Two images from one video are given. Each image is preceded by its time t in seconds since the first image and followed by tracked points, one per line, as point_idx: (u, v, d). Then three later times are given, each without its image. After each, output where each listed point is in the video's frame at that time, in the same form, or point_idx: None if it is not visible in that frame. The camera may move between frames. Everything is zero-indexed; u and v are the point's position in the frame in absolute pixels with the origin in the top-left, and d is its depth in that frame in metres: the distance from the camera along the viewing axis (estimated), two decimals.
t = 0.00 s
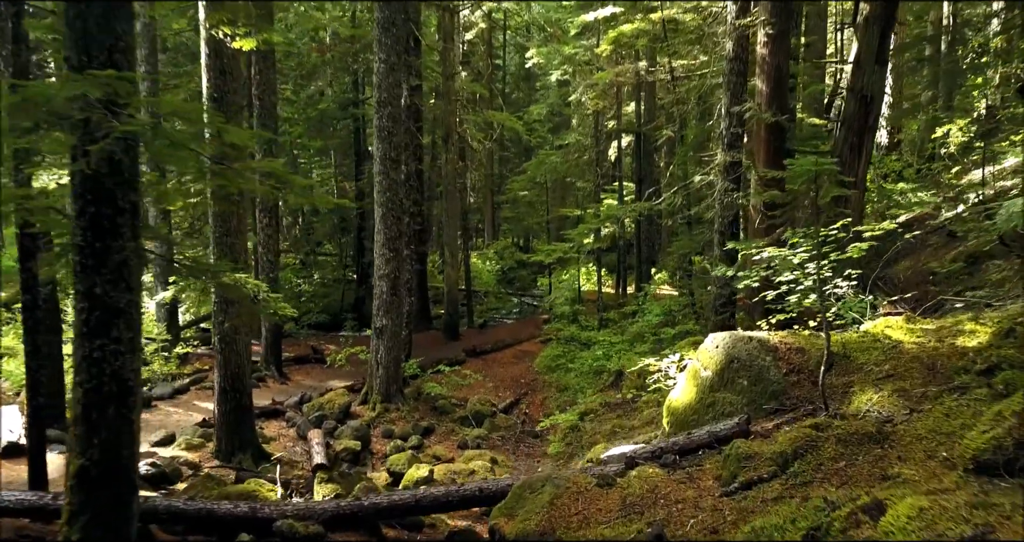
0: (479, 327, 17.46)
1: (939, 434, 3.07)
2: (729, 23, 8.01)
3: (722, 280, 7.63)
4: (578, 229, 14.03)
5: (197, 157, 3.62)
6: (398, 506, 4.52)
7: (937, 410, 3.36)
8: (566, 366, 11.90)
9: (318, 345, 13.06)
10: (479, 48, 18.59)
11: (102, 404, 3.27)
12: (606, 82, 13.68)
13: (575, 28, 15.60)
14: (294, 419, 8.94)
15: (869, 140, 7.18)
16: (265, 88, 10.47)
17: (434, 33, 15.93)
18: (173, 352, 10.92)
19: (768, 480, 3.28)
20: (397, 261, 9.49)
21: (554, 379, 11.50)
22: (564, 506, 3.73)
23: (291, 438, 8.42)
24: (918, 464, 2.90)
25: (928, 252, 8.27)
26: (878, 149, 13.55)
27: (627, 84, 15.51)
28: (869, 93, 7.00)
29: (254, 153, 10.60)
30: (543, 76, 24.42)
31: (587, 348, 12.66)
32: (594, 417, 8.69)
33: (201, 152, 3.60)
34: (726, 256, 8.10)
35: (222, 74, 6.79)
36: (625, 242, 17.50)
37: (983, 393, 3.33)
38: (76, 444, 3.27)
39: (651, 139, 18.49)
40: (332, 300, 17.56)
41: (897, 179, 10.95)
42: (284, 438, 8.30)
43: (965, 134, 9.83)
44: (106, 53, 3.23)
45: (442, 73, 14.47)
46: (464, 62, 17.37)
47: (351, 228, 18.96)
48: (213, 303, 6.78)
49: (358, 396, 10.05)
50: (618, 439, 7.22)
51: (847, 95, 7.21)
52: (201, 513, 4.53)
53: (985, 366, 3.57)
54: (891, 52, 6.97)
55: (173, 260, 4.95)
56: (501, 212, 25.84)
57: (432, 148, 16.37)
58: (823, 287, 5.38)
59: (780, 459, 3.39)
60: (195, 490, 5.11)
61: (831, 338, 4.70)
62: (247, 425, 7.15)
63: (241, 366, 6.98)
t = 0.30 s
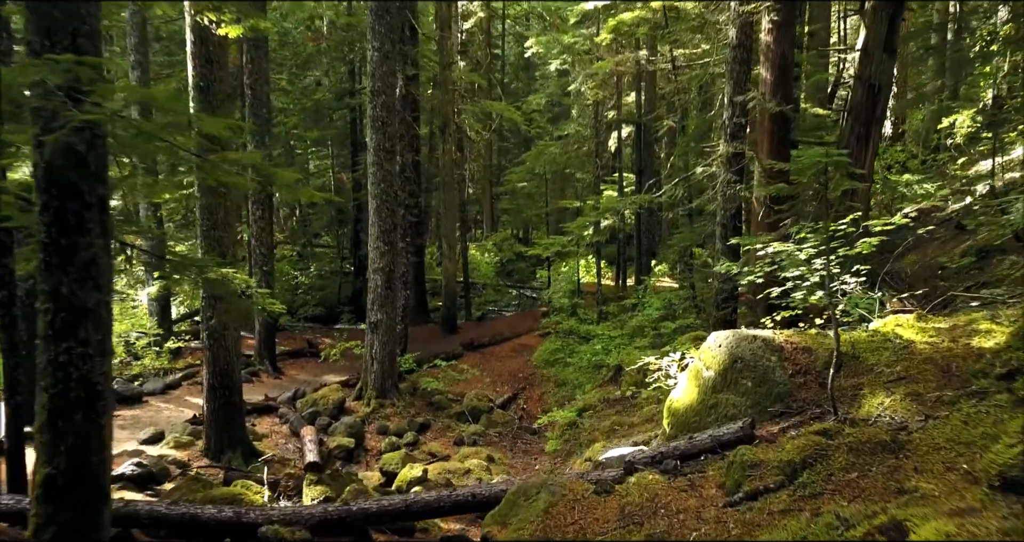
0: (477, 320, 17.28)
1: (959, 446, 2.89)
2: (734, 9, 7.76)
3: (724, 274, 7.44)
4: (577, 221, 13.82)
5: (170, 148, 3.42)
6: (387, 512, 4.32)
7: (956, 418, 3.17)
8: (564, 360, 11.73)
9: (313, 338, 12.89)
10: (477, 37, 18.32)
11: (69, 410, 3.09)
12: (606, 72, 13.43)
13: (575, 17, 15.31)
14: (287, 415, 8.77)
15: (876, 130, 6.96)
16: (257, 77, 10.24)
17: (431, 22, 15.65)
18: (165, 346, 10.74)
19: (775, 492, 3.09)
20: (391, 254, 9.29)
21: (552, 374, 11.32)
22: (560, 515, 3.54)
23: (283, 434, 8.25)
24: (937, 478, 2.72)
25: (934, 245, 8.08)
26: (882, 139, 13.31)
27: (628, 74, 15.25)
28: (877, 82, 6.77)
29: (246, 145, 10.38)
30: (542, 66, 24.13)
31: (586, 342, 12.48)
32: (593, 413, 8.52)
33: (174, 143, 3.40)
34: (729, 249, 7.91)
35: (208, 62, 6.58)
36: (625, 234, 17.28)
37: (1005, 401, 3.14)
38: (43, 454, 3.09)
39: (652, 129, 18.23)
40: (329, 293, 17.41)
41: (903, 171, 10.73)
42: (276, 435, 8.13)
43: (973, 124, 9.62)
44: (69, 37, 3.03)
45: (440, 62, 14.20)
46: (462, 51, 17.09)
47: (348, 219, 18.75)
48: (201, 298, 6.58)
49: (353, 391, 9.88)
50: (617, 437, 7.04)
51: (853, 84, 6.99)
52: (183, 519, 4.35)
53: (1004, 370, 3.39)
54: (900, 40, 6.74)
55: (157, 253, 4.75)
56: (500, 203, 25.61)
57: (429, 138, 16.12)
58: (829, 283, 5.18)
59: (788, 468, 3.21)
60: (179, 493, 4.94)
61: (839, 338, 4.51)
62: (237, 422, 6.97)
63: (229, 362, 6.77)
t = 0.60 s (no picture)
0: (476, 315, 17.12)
1: (978, 458, 2.73)
2: None
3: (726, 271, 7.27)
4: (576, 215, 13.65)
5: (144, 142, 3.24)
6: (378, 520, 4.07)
7: (973, 428, 3.01)
8: (563, 356, 11.58)
9: (309, 334, 12.72)
10: (475, 29, 18.10)
11: (35, 420, 2.93)
12: (606, 63, 13.23)
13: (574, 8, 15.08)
14: (280, 414, 8.61)
15: (882, 123, 6.78)
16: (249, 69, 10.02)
17: (428, 13, 15.43)
18: (157, 342, 10.58)
19: (782, 505, 2.93)
20: (386, 249, 9.13)
21: (551, 370, 11.17)
22: (556, 527, 3.37)
23: (276, 434, 8.10)
24: (956, 494, 2.56)
25: (940, 240, 7.91)
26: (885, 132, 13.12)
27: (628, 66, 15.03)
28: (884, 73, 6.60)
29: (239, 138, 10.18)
30: (542, 57, 23.89)
31: (585, 338, 12.33)
32: (592, 412, 8.36)
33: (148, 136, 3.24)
34: (731, 245, 7.73)
35: (196, 53, 6.38)
36: (625, 227, 17.09)
37: None
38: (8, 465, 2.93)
39: (652, 122, 18.02)
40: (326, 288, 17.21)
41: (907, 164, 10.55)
42: (268, 435, 7.98)
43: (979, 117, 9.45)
44: (33, 23, 2.88)
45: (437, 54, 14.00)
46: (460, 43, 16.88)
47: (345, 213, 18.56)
48: (190, 295, 6.41)
49: (348, 389, 9.72)
50: (617, 436, 6.89)
51: (859, 76, 6.81)
52: (166, 527, 4.17)
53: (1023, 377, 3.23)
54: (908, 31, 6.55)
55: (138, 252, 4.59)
56: (499, 196, 25.42)
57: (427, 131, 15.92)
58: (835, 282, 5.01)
59: (796, 480, 3.05)
60: (164, 499, 4.78)
61: (846, 339, 4.35)
62: (227, 422, 6.82)
63: (220, 361, 6.61)
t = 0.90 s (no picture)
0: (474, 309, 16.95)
1: (998, 474, 2.57)
2: None
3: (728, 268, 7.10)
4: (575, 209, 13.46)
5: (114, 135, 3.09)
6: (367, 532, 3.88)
7: (992, 440, 2.84)
8: (562, 353, 11.42)
9: (304, 331, 12.56)
10: (474, 20, 17.85)
11: None
12: (606, 55, 13.01)
13: None
14: (274, 413, 8.46)
15: (889, 115, 6.58)
16: (242, 60, 9.81)
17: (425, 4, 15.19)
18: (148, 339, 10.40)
19: (792, 522, 2.75)
20: (381, 245, 8.94)
21: (549, 367, 11.01)
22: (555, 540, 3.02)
23: (268, 433, 7.95)
24: (977, 514, 2.40)
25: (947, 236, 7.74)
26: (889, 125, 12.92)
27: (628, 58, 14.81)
28: (891, 65, 6.39)
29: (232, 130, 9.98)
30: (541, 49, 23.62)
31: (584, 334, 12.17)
32: (591, 410, 8.21)
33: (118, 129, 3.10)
34: (733, 241, 7.56)
35: (182, 43, 6.17)
36: (625, 222, 16.89)
37: None
38: None
39: (653, 115, 17.81)
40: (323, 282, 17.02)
41: (912, 158, 10.35)
42: (260, 435, 7.82)
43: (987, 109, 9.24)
44: None
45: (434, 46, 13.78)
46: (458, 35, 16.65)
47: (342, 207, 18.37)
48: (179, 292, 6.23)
49: (343, 387, 9.57)
50: (616, 437, 6.72)
51: (866, 67, 6.60)
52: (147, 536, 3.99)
53: None
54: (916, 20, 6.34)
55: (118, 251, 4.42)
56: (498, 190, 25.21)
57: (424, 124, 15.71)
58: (842, 282, 4.83)
59: (805, 495, 2.89)
60: (146, 507, 4.62)
61: (854, 342, 4.18)
62: (217, 423, 6.66)
63: (210, 360, 6.43)
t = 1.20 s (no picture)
0: (473, 305, 16.78)
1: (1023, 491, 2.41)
2: None
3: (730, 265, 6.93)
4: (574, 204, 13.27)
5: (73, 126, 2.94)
6: None
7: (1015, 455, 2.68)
8: (560, 350, 11.25)
9: (300, 327, 12.40)
10: (473, 12, 17.60)
11: None
12: (606, 47, 12.79)
13: None
14: (266, 412, 8.30)
15: (896, 108, 6.39)
16: (234, 52, 9.60)
17: None
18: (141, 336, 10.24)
19: None
20: (376, 241, 8.76)
21: (548, 365, 10.84)
22: None
23: (261, 433, 7.79)
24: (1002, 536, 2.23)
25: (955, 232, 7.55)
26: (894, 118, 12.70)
27: (629, 50, 14.59)
28: (898, 56, 6.19)
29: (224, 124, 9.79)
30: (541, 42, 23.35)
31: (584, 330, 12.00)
32: (590, 410, 8.05)
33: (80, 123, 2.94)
34: (735, 238, 7.38)
35: (168, 33, 5.98)
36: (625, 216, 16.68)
37: None
38: None
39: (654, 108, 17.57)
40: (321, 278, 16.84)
41: (918, 153, 10.14)
42: (253, 435, 7.66)
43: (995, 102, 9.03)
44: None
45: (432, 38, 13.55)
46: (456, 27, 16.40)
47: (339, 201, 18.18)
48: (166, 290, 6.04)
49: (338, 385, 9.41)
50: (616, 438, 6.56)
51: (873, 58, 6.40)
52: None
53: None
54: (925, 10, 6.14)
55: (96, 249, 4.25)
56: (497, 183, 25.00)
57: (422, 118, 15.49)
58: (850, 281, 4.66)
59: (815, 511, 2.72)
60: (128, 514, 4.46)
61: (865, 345, 4.01)
62: (206, 424, 6.49)
63: (199, 360, 6.25)
